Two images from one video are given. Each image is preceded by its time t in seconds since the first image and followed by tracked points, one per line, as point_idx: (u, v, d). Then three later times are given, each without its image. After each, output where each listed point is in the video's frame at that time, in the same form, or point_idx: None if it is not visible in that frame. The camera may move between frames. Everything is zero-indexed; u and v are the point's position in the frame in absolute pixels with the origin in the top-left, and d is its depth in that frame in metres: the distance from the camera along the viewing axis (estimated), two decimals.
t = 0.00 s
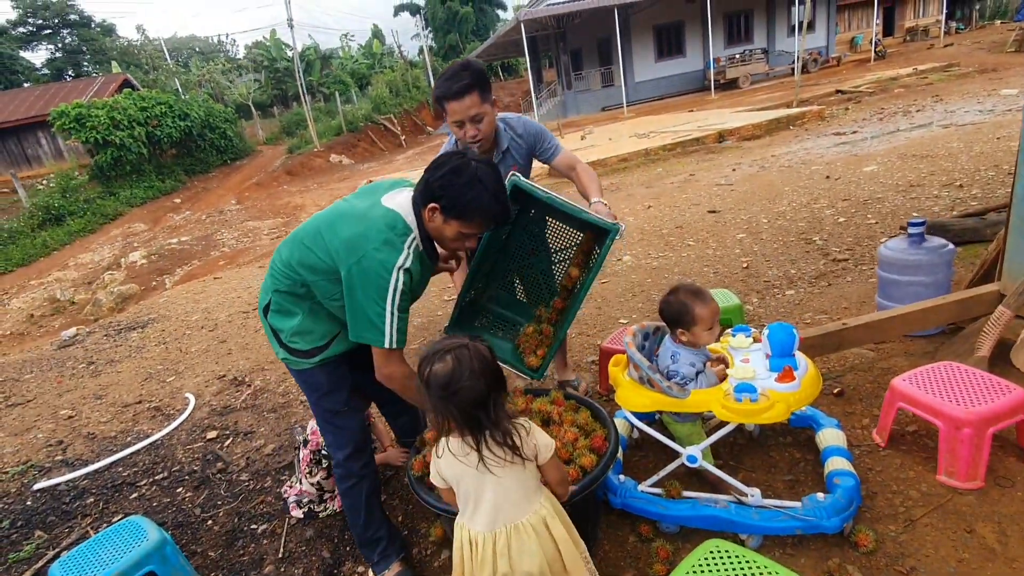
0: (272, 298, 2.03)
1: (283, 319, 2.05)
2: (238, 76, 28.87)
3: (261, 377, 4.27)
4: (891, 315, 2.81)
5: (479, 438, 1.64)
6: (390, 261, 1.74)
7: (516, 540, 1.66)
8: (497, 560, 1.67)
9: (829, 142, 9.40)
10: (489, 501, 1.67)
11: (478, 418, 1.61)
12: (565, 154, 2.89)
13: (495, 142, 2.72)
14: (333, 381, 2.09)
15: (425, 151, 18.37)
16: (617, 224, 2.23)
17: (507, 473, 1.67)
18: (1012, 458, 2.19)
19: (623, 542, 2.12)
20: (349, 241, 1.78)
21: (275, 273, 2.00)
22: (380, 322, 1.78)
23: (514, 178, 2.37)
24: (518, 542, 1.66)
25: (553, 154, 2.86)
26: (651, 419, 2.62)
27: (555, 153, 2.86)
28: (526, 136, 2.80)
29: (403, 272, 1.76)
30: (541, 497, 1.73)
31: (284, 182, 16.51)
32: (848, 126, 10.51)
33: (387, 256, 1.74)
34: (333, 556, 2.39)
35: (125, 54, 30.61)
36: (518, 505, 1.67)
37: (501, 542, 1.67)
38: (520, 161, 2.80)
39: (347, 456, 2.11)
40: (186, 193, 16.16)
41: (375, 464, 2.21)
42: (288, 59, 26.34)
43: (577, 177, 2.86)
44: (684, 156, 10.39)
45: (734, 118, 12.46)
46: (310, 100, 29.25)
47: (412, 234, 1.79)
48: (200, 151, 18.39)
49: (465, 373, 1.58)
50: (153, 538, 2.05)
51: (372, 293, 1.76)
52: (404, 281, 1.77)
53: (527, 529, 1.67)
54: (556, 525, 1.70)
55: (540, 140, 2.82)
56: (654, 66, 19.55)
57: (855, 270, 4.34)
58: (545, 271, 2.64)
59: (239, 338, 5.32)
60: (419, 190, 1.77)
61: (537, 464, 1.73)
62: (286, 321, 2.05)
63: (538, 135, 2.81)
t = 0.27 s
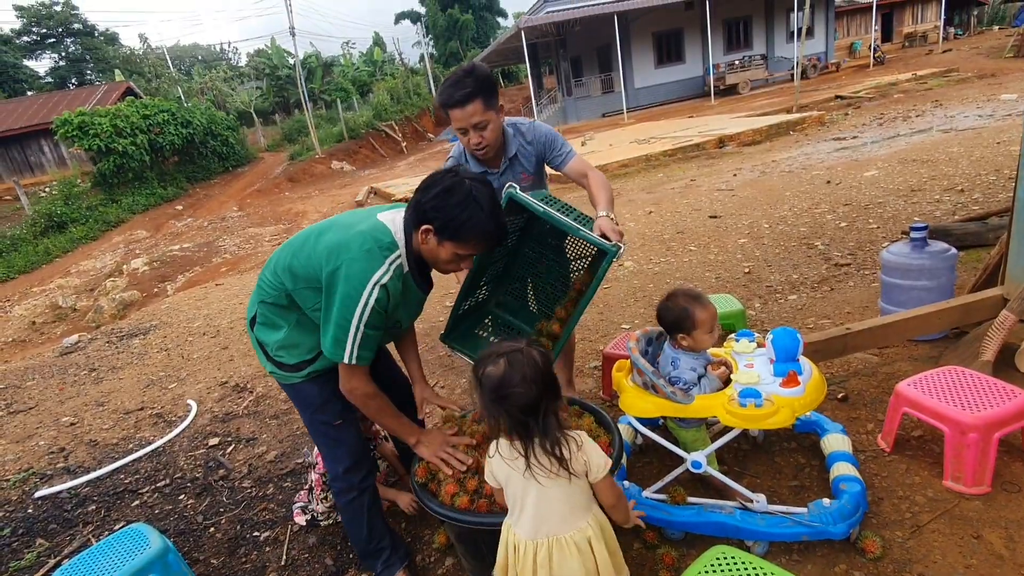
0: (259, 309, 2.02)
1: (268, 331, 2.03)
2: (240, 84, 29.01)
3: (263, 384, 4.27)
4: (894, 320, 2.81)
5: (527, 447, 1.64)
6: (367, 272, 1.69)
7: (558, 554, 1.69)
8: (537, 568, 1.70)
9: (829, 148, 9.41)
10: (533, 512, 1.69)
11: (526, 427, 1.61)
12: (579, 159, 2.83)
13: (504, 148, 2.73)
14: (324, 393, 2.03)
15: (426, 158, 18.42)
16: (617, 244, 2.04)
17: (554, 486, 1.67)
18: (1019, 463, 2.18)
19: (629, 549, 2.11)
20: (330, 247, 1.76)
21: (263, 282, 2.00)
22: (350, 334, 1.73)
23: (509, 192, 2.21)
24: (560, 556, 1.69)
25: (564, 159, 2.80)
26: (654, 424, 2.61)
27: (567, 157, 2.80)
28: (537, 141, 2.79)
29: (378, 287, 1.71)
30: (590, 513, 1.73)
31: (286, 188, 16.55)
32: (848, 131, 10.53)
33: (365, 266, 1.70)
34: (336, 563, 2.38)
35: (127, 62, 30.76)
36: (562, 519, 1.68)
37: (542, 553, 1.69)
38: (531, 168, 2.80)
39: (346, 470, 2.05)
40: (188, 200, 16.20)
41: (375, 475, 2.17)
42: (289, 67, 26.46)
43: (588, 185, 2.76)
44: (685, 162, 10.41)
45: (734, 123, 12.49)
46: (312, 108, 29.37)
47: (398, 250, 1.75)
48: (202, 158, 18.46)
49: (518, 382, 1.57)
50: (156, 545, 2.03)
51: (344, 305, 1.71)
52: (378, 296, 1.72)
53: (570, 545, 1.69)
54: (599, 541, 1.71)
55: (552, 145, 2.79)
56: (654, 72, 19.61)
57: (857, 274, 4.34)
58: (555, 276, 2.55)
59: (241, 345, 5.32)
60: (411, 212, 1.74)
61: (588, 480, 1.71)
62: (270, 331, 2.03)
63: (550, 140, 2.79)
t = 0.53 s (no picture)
0: (252, 323, 1.99)
1: (262, 343, 2.01)
2: (242, 88, 29.12)
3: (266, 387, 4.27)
4: (898, 321, 2.80)
5: (570, 442, 1.68)
6: (362, 316, 1.67)
7: (586, 557, 1.67)
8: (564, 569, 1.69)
9: (830, 150, 9.41)
10: (567, 509, 1.69)
11: (572, 419, 1.66)
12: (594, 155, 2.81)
13: (517, 143, 2.74)
14: (320, 402, 2.01)
15: (427, 161, 18.45)
16: (626, 244, 2.03)
17: (591, 486, 1.68)
18: None
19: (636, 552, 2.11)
20: (327, 283, 1.74)
21: (257, 298, 1.97)
22: (348, 372, 1.74)
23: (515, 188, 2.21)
24: (586, 559, 1.67)
25: (580, 155, 2.80)
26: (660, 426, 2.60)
27: (582, 152, 2.80)
28: (551, 135, 2.79)
29: (372, 330, 1.69)
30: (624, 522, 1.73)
31: (288, 192, 16.59)
32: (850, 134, 10.53)
33: (360, 309, 1.68)
34: (341, 566, 2.38)
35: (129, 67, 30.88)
36: (594, 522, 1.68)
37: (569, 554, 1.68)
38: (544, 163, 2.80)
39: (349, 476, 2.03)
40: (190, 203, 16.24)
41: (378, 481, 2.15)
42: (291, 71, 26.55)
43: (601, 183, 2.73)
44: (686, 165, 10.42)
45: (735, 127, 12.50)
46: (313, 112, 29.46)
47: (394, 290, 1.71)
48: (204, 162, 18.50)
49: (571, 375, 1.63)
50: (161, 548, 2.03)
51: (340, 346, 1.71)
52: (372, 338, 1.71)
53: (599, 549, 1.67)
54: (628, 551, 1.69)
55: (566, 139, 2.80)
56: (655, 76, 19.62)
57: (860, 277, 4.33)
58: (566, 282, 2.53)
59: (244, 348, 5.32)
60: (409, 254, 1.68)
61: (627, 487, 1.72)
62: (264, 346, 2.01)
63: (564, 134, 2.79)
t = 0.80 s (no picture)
0: (251, 320, 2.00)
1: (261, 342, 2.01)
2: (244, 89, 29.16)
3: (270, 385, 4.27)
4: (902, 321, 2.80)
5: (608, 445, 1.72)
6: (345, 309, 1.65)
7: (596, 550, 1.65)
8: (571, 559, 1.67)
9: (833, 151, 9.40)
10: (588, 504, 1.69)
11: (615, 422, 1.71)
12: (607, 154, 2.82)
13: (530, 139, 2.74)
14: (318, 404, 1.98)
15: (429, 162, 18.46)
16: (638, 248, 2.01)
17: (619, 489, 1.69)
18: None
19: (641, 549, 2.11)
20: (317, 276, 1.73)
21: (255, 295, 1.98)
22: (321, 369, 1.69)
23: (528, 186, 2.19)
24: (596, 552, 1.64)
25: (594, 155, 2.82)
26: (664, 425, 2.59)
27: (597, 151, 2.82)
28: (565, 133, 2.79)
29: (354, 324, 1.66)
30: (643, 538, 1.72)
31: (290, 192, 16.60)
32: (853, 135, 10.51)
33: (345, 301, 1.66)
34: (345, 563, 2.38)
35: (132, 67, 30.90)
36: (614, 523, 1.67)
37: (581, 544, 1.66)
38: (557, 161, 2.80)
39: (350, 476, 2.02)
40: (193, 204, 16.25)
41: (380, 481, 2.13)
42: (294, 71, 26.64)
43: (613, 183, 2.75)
44: (689, 166, 10.41)
45: (737, 127, 12.48)
46: (316, 112, 29.49)
47: (383, 284, 1.70)
48: (207, 163, 18.53)
49: (622, 385, 1.71)
50: (166, 545, 2.03)
51: (319, 340, 1.68)
52: (354, 334, 1.67)
53: (609, 545, 1.65)
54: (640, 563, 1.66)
55: (579, 137, 2.81)
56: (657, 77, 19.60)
57: (864, 277, 4.32)
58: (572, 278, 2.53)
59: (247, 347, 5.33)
60: (400, 246, 1.67)
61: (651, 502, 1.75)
62: (260, 345, 2.01)
63: (577, 133, 2.80)
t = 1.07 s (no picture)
0: (261, 313, 2.01)
1: (269, 335, 2.02)
2: (249, 85, 29.20)
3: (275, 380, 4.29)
4: (907, 319, 2.80)
5: (660, 463, 1.70)
6: (344, 310, 1.67)
7: (634, 548, 1.63)
8: (604, 551, 1.65)
9: (838, 152, 9.38)
10: (633, 506, 1.68)
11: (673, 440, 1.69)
12: (614, 144, 2.81)
13: (538, 128, 2.75)
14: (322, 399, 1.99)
15: (433, 160, 18.47)
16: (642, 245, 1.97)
17: (665, 505, 1.68)
18: None
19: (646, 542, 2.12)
20: (320, 275, 1.75)
21: (265, 288, 1.99)
22: (314, 371, 1.69)
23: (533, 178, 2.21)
24: (634, 551, 1.62)
25: (600, 144, 2.81)
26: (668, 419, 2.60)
27: (602, 144, 2.80)
28: (572, 123, 2.80)
29: (352, 327, 1.67)
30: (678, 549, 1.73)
31: (294, 189, 16.63)
32: (857, 136, 10.49)
33: (345, 302, 1.67)
34: (351, 555, 2.40)
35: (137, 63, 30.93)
36: (658, 530, 1.66)
37: (619, 538, 1.65)
38: (564, 151, 2.80)
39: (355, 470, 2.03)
40: (197, 200, 16.29)
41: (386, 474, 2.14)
42: (299, 69, 26.68)
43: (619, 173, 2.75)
44: (693, 165, 10.40)
45: (742, 128, 12.46)
46: (320, 110, 29.54)
47: (383, 287, 1.71)
48: (211, 159, 18.57)
49: (686, 406, 1.70)
50: (175, 535, 2.06)
51: (315, 340, 1.68)
52: (350, 336, 1.68)
53: (648, 547, 1.64)
54: (671, 573, 1.65)
55: (586, 127, 2.80)
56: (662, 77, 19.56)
57: (869, 276, 4.32)
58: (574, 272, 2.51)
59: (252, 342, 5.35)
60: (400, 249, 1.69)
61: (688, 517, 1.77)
62: (267, 338, 2.03)
63: (584, 122, 2.80)
